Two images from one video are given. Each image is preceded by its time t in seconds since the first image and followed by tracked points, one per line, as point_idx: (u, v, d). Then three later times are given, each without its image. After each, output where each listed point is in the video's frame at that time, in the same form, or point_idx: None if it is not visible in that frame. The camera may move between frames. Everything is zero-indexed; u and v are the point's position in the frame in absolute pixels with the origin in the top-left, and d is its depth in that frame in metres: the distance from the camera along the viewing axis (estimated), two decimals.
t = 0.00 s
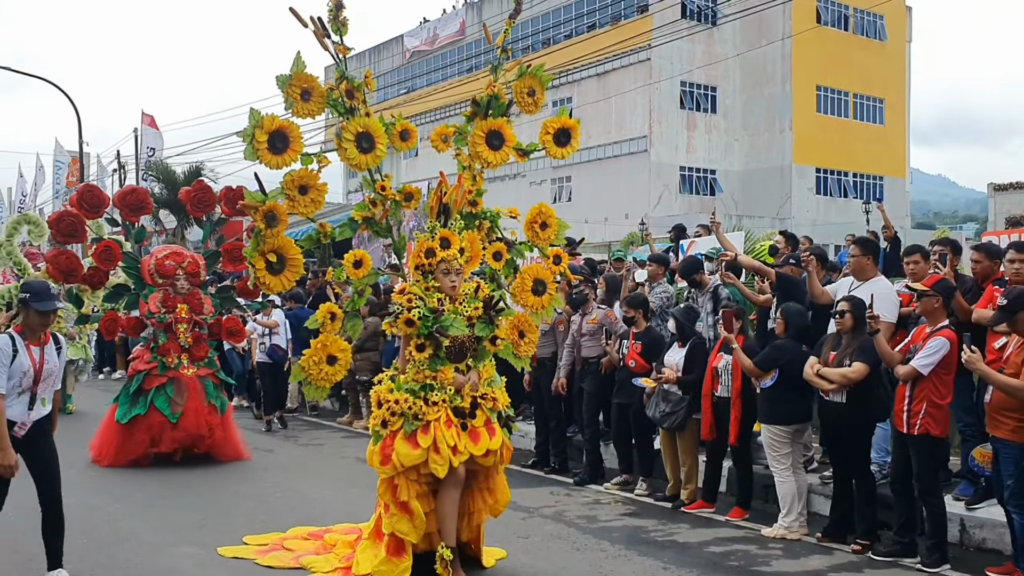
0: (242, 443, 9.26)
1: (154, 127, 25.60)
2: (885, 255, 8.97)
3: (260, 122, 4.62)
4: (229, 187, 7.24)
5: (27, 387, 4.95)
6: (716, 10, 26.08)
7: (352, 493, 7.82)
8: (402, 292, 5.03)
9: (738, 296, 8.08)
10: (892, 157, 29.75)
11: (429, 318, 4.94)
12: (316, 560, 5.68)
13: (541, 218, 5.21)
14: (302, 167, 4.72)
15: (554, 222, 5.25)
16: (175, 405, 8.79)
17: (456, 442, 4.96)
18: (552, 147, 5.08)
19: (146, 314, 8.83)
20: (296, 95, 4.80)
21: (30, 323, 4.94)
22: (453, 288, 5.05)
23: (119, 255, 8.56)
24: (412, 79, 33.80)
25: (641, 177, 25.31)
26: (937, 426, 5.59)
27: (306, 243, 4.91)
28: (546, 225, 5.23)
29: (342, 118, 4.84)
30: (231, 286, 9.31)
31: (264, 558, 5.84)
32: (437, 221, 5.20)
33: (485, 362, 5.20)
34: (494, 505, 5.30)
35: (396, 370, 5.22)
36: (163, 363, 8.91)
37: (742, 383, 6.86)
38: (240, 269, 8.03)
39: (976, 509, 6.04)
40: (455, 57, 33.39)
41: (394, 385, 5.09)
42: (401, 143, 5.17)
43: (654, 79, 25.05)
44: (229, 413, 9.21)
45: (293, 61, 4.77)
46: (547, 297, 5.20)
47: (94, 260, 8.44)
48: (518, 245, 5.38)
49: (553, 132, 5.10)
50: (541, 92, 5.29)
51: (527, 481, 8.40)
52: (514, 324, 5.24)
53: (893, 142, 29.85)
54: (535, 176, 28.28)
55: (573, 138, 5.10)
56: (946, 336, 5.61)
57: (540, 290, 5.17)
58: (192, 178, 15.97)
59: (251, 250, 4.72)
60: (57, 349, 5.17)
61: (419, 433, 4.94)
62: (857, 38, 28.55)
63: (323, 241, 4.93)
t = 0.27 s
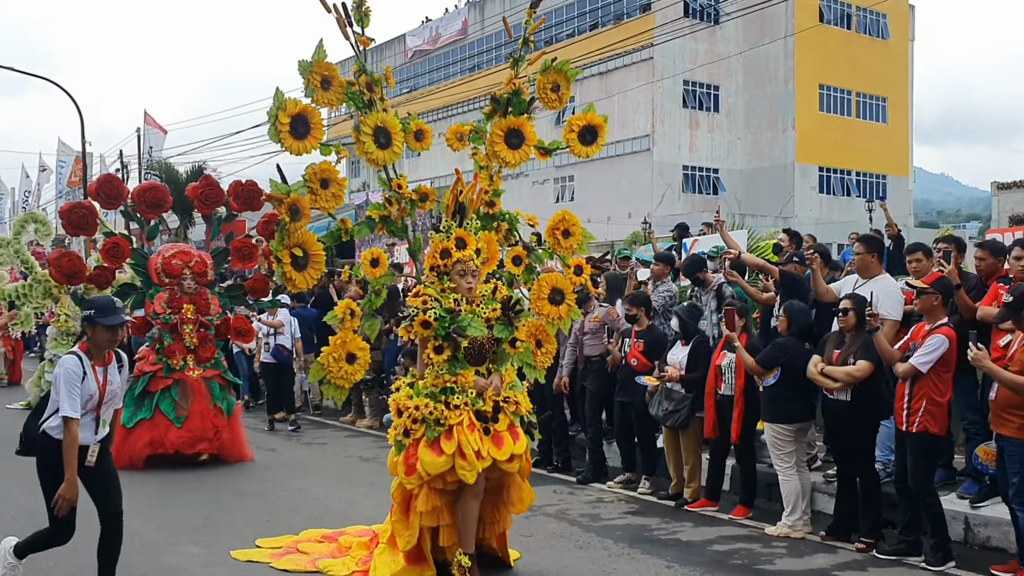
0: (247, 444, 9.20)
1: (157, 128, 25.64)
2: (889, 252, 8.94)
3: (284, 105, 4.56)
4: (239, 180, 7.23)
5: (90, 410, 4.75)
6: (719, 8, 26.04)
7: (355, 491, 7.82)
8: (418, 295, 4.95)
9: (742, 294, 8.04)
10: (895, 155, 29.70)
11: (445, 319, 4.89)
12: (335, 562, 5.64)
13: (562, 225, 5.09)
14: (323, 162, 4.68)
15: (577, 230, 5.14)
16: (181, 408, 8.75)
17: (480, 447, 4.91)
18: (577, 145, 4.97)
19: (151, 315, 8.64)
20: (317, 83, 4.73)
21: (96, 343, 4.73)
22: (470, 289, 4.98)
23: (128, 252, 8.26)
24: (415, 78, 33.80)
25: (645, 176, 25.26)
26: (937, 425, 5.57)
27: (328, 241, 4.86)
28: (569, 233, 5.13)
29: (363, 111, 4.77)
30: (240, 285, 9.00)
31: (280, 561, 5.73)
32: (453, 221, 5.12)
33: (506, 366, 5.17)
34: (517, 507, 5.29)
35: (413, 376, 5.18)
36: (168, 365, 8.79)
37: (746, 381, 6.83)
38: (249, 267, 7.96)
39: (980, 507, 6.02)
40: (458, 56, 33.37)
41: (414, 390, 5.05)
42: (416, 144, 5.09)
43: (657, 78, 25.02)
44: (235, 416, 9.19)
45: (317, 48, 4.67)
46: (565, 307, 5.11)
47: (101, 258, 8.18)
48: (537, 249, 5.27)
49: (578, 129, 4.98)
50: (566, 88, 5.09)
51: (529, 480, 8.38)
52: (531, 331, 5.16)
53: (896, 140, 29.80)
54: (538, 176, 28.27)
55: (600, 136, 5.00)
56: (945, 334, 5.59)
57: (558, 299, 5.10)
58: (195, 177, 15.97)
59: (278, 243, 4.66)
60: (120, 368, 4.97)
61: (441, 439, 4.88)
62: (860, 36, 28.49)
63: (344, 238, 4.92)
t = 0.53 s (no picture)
0: (252, 447, 9.13)
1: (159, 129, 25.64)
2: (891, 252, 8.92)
3: (290, 94, 4.30)
4: (253, 183, 7.08)
5: (145, 414, 4.39)
6: (721, 7, 25.99)
7: (357, 492, 7.81)
8: (434, 286, 4.56)
9: (744, 294, 8.03)
10: (898, 154, 29.64)
11: (463, 313, 4.49)
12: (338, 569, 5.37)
13: (582, 212, 4.84)
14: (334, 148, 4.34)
15: (597, 216, 4.89)
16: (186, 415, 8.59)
17: (493, 448, 4.48)
18: (593, 139, 4.85)
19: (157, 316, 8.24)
20: (326, 69, 4.45)
21: (154, 340, 4.46)
22: (490, 283, 4.59)
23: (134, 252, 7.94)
24: (417, 78, 33.77)
25: (647, 176, 25.23)
26: (940, 424, 5.55)
27: (337, 230, 4.54)
28: (587, 221, 4.87)
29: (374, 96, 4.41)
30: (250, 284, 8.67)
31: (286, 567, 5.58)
32: (470, 211, 4.77)
33: (522, 363, 4.77)
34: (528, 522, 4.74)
35: (426, 370, 4.78)
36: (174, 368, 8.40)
37: (747, 381, 6.82)
38: (262, 269, 7.77)
39: (983, 506, 6.00)
40: (460, 56, 33.32)
41: (427, 385, 4.64)
42: (434, 130, 4.74)
43: (659, 77, 24.99)
44: (242, 418, 8.99)
45: (324, 32, 4.43)
46: (588, 297, 4.76)
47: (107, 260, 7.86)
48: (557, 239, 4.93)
49: (594, 124, 4.86)
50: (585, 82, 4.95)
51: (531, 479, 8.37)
52: (549, 324, 4.78)
53: (898, 139, 29.75)
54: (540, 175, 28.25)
55: (616, 131, 4.87)
56: (947, 332, 5.57)
57: (581, 288, 4.74)
58: (196, 177, 15.97)
59: (281, 233, 4.39)
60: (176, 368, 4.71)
61: (453, 439, 4.49)
62: (863, 35, 28.45)
63: (355, 227, 4.58)
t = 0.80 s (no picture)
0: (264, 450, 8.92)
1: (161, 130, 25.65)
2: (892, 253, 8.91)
3: (324, 87, 4.04)
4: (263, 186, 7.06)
5: (199, 416, 4.13)
6: (722, 8, 25.99)
7: (357, 495, 7.79)
8: (450, 292, 4.31)
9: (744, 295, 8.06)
10: (900, 154, 29.60)
11: (482, 320, 4.25)
12: None
13: (599, 217, 4.59)
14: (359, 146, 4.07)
15: (614, 222, 4.66)
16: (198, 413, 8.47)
17: (512, 459, 4.22)
18: (611, 136, 4.63)
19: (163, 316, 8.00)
20: (361, 64, 4.20)
21: (199, 336, 4.14)
22: (509, 287, 4.36)
23: (138, 253, 7.74)
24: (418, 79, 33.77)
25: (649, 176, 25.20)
26: (943, 425, 5.53)
27: (357, 231, 4.29)
28: (604, 226, 4.63)
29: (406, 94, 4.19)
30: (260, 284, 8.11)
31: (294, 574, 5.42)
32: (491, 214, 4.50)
33: (542, 371, 4.48)
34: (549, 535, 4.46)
35: (443, 377, 4.52)
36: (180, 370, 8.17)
37: (749, 383, 6.81)
38: (269, 269, 7.88)
39: (986, 509, 5.99)
40: (461, 57, 33.29)
41: (445, 394, 4.38)
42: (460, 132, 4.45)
43: (660, 78, 25.01)
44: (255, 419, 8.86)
45: (365, 25, 4.16)
46: (602, 304, 4.55)
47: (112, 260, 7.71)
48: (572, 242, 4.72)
49: (611, 120, 4.62)
50: (603, 77, 4.68)
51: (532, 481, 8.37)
52: (565, 331, 4.55)
53: (900, 139, 29.72)
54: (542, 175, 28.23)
55: (636, 128, 4.64)
56: (950, 333, 5.57)
57: (594, 296, 4.52)
58: (197, 179, 15.96)
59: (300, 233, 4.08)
60: (233, 367, 4.38)
61: (473, 451, 4.23)
62: (864, 35, 28.42)
63: (376, 229, 4.29)
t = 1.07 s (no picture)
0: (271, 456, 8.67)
1: (160, 131, 25.63)
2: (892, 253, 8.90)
3: (335, 78, 3.97)
4: (257, 179, 7.24)
5: (251, 437, 3.72)
6: (722, 8, 25.98)
7: (356, 495, 7.79)
8: (475, 294, 4.24)
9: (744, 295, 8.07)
10: (900, 154, 29.57)
11: (509, 321, 4.16)
12: None
13: (621, 222, 4.48)
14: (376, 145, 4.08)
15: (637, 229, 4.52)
16: (197, 417, 8.16)
17: (550, 464, 4.09)
18: (632, 138, 4.55)
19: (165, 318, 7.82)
20: (370, 59, 4.17)
21: (251, 348, 3.71)
22: (532, 290, 4.27)
23: (142, 253, 7.79)
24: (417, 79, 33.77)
25: (649, 177, 25.20)
26: (945, 425, 5.52)
27: (382, 234, 4.34)
28: (627, 232, 4.50)
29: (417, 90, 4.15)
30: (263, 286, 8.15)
31: None
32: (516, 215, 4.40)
33: (570, 374, 4.40)
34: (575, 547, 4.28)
35: (468, 386, 4.43)
36: (182, 372, 8.03)
37: (748, 383, 6.79)
38: (271, 269, 7.80)
39: (986, 509, 5.98)
40: (460, 57, 33.28)
41: (473, 402, 4.27)
42: (472, 132, 4.42)
43: (660, 78, 24.97)
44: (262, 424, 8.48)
45: (371, 19, 4.13)
46: (625, 311, 4.38)
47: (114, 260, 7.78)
48: (593, 248, 4.55)
49: (633, 121, 4.56)
50: (624, 77, 4.58)
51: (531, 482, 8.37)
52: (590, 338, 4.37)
53: (900, 139, 29.71)
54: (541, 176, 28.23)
55: (657, 130, 4.58)
56: (952, 333, 5.56)
57: (617, 302, 4.36)
58: (197, 180, 15.95)
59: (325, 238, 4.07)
60: (293, 382, 3.89)
61: (507, 459, 4.09)
62: (863, 35, 28.41)
63: (398, 230, 4.37)
